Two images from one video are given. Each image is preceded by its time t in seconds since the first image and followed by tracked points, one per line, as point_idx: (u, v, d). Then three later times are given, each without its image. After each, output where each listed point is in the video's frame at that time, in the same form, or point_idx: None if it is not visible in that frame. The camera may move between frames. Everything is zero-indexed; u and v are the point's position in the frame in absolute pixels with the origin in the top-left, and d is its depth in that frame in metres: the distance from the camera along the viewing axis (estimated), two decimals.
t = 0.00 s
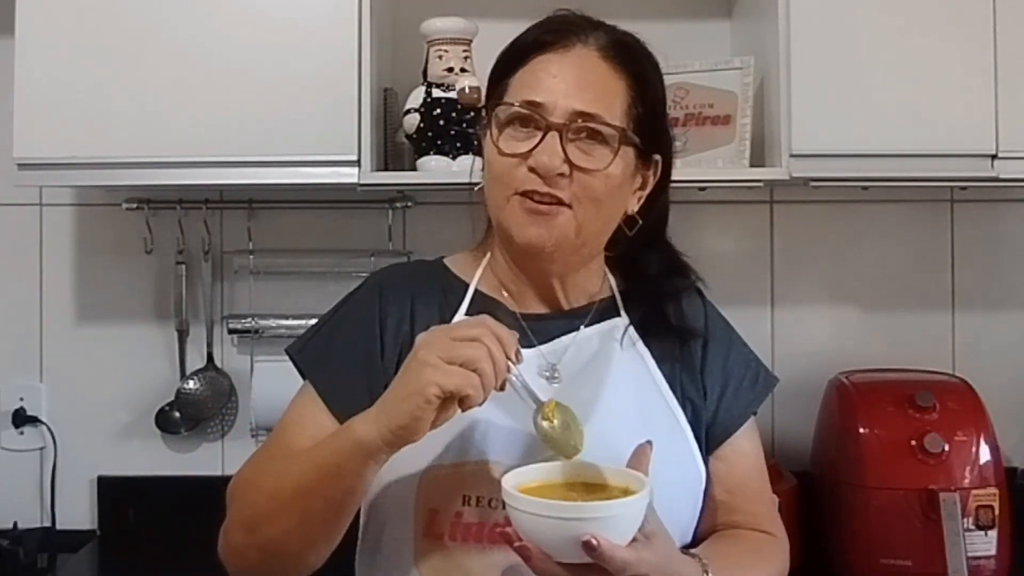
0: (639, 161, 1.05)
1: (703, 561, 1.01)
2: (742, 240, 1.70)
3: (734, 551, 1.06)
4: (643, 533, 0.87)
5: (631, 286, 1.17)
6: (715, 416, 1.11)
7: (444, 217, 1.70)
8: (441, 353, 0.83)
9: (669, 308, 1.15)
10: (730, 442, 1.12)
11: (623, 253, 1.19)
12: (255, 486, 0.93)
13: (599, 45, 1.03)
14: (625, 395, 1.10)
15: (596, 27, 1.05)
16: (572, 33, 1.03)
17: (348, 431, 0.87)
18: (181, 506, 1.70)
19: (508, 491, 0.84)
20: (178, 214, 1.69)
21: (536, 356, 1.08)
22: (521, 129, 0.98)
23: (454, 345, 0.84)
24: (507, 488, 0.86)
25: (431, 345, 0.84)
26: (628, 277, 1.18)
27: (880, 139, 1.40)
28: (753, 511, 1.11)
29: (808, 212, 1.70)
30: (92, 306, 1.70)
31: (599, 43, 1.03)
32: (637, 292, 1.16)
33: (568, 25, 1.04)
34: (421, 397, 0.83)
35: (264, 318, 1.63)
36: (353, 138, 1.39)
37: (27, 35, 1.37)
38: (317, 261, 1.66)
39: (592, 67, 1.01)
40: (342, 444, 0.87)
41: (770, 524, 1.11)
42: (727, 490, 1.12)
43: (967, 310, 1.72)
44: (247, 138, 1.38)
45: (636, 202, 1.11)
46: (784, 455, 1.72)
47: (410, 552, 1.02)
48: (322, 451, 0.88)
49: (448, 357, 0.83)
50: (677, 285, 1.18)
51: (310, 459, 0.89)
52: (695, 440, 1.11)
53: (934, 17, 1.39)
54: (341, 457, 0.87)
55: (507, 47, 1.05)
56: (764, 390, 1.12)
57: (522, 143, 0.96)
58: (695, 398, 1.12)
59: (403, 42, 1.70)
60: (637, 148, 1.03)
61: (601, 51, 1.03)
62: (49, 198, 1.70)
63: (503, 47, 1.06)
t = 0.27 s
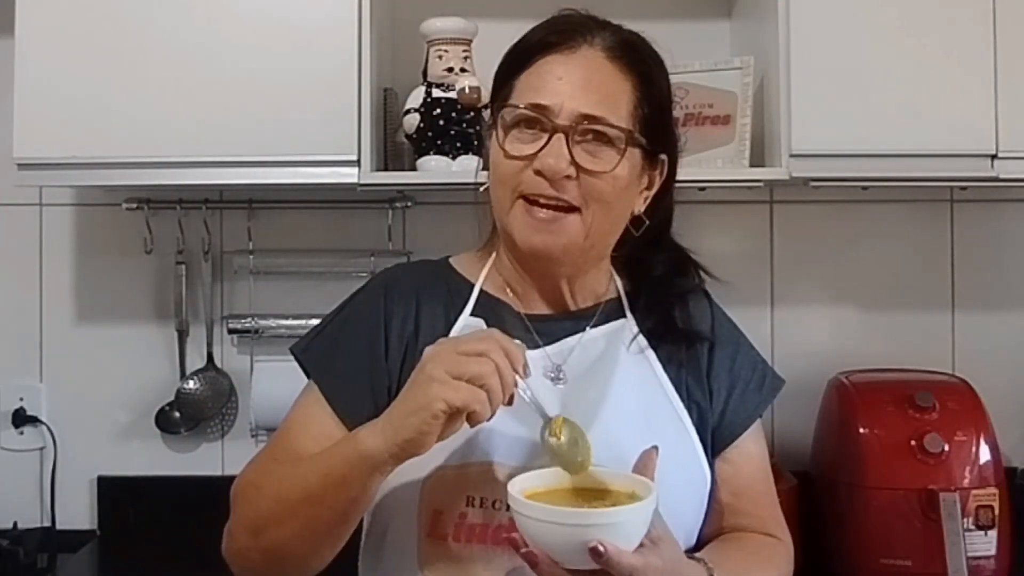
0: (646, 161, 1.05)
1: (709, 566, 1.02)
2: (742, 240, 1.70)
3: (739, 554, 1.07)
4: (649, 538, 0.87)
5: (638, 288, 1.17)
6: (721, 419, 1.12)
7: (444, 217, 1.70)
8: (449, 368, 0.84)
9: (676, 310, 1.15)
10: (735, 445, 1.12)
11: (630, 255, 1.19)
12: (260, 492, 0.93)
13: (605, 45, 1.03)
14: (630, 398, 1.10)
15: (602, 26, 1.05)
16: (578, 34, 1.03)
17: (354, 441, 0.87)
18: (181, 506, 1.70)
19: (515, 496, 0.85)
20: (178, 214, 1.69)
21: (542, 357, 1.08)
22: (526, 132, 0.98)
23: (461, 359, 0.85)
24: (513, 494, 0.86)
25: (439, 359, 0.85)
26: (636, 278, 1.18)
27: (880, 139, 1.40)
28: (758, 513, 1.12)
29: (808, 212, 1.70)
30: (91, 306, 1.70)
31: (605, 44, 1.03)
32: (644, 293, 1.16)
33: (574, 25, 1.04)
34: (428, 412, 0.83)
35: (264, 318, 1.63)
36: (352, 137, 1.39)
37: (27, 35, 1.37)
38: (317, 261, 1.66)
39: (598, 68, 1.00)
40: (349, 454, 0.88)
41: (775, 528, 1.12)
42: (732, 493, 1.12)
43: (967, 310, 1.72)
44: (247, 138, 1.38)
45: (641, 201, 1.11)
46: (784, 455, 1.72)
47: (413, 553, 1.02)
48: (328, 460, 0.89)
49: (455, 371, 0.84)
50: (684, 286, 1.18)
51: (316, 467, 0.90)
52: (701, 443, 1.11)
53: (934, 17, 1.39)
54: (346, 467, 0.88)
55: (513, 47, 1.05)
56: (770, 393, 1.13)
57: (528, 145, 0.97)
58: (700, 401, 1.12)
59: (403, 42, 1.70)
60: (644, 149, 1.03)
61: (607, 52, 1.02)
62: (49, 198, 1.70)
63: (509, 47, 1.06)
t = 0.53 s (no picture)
0: (642, 161, 1.05)
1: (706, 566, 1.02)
2: (742, 240, 1.70)
3: (738, 555, 1.07)
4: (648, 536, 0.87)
5: (639, 288, 1.17)
6: (720, 421, 1.12)
7: (444, 217, 1.70)
8: (445, 360, 0.84)
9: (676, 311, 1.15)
10: (734, 447, 1.12)
11: (628, 256, 1.19)
12: (261, 492, 0.93)
13: (601, 43, 1.03)
14: (629, 400, 1.10)
15: (598, 25, 1.05)
16: (574, 33, 1.03)
17: (352, 436, 0.88)
18: (181, 506, 1.70)
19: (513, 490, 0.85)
20: (178, 214, 1.69)
21: (540, 358, 1.08)
22: (520, 130, 0.98)
23: (457, 350, 0.85)
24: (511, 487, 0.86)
25: (435, 353, 0.85)
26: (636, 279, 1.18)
27: (881, 139, 1.40)
28: (757, 516, 1.12)
29: (808, 212, 1.70)
30: (91, 306, 1.70)
31: (601, 42, 1.03)
32: (645, 294, 1.16)
33: (571, 25, 1.04)
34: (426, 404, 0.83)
35: (264, 318, 1.63)
36: (352, 137, 1.39)
37: (27, 35, 1.37)
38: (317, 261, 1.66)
39: (593, 66, 1.00)
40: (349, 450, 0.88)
41: (774, 531, 1.12)
42: (732, 495, 1.12)
43: (966, 310, 1.72)
44: (246, 138, 1.38)
45: (640, 202, 1.11)
46: (784, 455, 1.72)
47: (411, 555, 1.02)
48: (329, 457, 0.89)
49: (452, 364, 0.84)
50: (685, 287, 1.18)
51: (317, 465, 0.90)
52: (700, 444, 1.11)
53: (934, 17, 1.39)
54: (347, 463, 0.88)
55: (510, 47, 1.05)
56: (770, 396, 1.12)
57: (521, 143, 0.96)
58: (700, 402, 1.12)
59: (403, 42, 1.70)
60: (640, 148, 1.03)
61: (602, 51, 1.02)
62: (49, 198, 1.70)
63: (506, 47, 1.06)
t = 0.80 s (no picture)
0: (636, 166, 1.04)
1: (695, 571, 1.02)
2: (742, 240, 1.70)
3: (734, 560, 1.07)
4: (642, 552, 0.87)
5: (636, 291, 1.17)
6: (716, 425, 1.12)
7: (444, 218, 1.70)
8: (436, 371, 0.84)
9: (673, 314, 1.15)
10: (731, 450, 1.12)
11: (625, 259, 1.18)
12: (257, 498, 0.93)
13: (593, 48, 1.02)
14: (624, 404, 1.10)
15: (591, 28, 1.04)
16: (566, 37, 1.02)
17: (347, 446, 0.88)
18: (181, 506, 1.70)
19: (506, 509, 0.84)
20: (178, 214, 1.69)
21: (536, 363, 1.08)
22: (510, 138, 0.97)
23: (450, 360, 0.84)
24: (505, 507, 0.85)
25: (425, 362, 0.85)
26: (632, 283, 1.18)
27: (881, 139, 1.40)
28: (753, 519, 1.12)
29: (808, 212, 1.70)
30: (91, 306, 1.70)
31: (593, 46, 1.02)
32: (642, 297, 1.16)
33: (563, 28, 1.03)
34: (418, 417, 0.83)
35: (264, 318, 1.63)
36: (352, 138, 1.39)
37: (27, 35, 1.37)
38: (317, 261, 1.66)
39: (585, 71, 0.99)
40: (344, 458, 0.88)
41: (771, 534, 1.11)
42: (728, 497, 1.12)
43: (966, 310, 1.72)
44: (247, 138, 1.38)
45: (635, 205, 1.11)
46: (784, 455, 1.72)
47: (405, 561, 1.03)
48: (324, 465, 0.89)
49: (444, 376, 0.84)
50: (682, 288, 1.17)
51: (313, 472, 0.90)
52: (695, 448, 1.11)
53: (935, 16, 1.39)
54: (342, 472, 0.88)
55: (502, 51, 1.05)
56: (767, 398, 1.12)
57: (511, 152, 0.96)
58: (696, 405, 1.12)
59: (403, 42, 1.70)
60: (633, 153, 1.02)
61: (594, 55, 1.01)
62: (49, 198, 1.70)
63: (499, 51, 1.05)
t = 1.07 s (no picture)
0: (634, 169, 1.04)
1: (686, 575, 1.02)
2: (742, 241, 1.70)
3: (729, 562, 1.07)
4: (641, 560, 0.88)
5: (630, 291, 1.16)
6: (711, 425, 1.11)
7: (443, 218, 1.70)
8: (421, 413, 0.83)
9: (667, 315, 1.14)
10: (726, 451, 1.12)
11: (620, 260, 1.18)
12: (250, 513, 0.94)
13: (589, 56, 1.00)
14: (618, 407, 1.10)
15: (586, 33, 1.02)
16: (557, 42, 1.00)
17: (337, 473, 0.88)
18: (181, 506, 1.70)
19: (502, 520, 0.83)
20: (178, 214, 1.69)
21: (531, 366, 1.08)
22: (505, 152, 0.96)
23: (436, 399, 0.84)
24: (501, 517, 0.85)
25: (411, 397, 0.84)
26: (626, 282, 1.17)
27: (881, 139, 1.40)
28: (748, 521, 1.11)
29: (808, 213, 1.70)
30: (91, 306, 1.70)
31: (586, 53, 1.00)
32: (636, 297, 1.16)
33: (554, 33, 1.01)
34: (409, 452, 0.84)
35: (264, 318, 1.63)
36: (352, 137, 1.39)
37: (27, 35, 1.37)
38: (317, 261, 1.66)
39: (580, 82, 0.98)
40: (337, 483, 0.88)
41: (766, 536, 1.11)
42: (724, 499, 1.12)
43: (966, 310, 1.72)
44: (246, 138, 1.38)
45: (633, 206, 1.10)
46: (784, 455, 1.72)
47: (401, 564, 1.04)
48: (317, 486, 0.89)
49: (430, 413, 0.83)
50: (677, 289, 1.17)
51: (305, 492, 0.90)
52: (691, 448, 1.11)
53: (935, 16, 1.39)
54: (335, 494, 0.88)
55: (494, 53, 1.02)
56: (762, 399, 1.12)
57: (508, 168, 0.95)
58: (691, 407, 1.12)
59: (403, 42, 1.70)
60: (631, 159, 1.02)
61: (588, 62, 0.99)
62: (49, 198, 1.70)
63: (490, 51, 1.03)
